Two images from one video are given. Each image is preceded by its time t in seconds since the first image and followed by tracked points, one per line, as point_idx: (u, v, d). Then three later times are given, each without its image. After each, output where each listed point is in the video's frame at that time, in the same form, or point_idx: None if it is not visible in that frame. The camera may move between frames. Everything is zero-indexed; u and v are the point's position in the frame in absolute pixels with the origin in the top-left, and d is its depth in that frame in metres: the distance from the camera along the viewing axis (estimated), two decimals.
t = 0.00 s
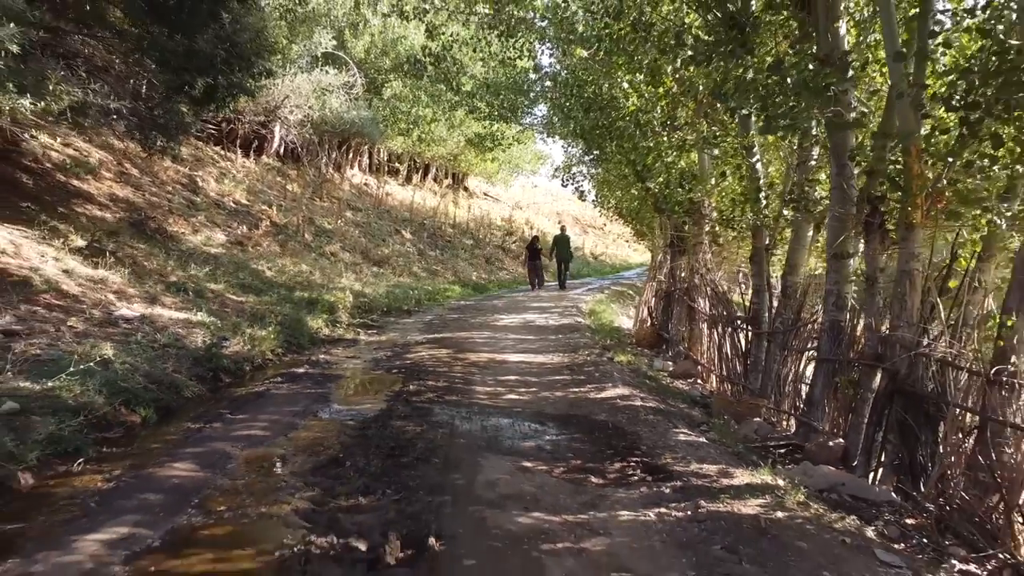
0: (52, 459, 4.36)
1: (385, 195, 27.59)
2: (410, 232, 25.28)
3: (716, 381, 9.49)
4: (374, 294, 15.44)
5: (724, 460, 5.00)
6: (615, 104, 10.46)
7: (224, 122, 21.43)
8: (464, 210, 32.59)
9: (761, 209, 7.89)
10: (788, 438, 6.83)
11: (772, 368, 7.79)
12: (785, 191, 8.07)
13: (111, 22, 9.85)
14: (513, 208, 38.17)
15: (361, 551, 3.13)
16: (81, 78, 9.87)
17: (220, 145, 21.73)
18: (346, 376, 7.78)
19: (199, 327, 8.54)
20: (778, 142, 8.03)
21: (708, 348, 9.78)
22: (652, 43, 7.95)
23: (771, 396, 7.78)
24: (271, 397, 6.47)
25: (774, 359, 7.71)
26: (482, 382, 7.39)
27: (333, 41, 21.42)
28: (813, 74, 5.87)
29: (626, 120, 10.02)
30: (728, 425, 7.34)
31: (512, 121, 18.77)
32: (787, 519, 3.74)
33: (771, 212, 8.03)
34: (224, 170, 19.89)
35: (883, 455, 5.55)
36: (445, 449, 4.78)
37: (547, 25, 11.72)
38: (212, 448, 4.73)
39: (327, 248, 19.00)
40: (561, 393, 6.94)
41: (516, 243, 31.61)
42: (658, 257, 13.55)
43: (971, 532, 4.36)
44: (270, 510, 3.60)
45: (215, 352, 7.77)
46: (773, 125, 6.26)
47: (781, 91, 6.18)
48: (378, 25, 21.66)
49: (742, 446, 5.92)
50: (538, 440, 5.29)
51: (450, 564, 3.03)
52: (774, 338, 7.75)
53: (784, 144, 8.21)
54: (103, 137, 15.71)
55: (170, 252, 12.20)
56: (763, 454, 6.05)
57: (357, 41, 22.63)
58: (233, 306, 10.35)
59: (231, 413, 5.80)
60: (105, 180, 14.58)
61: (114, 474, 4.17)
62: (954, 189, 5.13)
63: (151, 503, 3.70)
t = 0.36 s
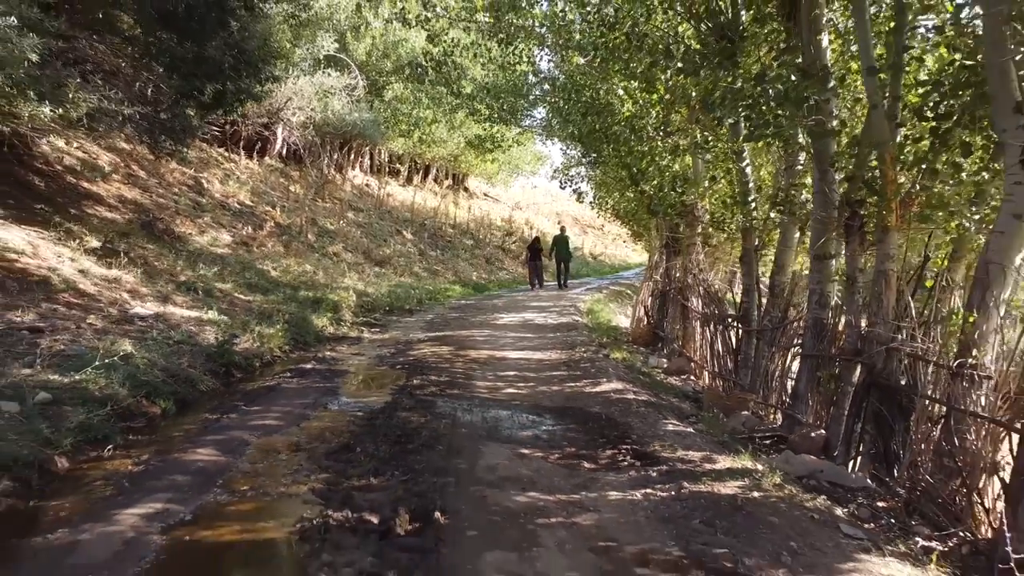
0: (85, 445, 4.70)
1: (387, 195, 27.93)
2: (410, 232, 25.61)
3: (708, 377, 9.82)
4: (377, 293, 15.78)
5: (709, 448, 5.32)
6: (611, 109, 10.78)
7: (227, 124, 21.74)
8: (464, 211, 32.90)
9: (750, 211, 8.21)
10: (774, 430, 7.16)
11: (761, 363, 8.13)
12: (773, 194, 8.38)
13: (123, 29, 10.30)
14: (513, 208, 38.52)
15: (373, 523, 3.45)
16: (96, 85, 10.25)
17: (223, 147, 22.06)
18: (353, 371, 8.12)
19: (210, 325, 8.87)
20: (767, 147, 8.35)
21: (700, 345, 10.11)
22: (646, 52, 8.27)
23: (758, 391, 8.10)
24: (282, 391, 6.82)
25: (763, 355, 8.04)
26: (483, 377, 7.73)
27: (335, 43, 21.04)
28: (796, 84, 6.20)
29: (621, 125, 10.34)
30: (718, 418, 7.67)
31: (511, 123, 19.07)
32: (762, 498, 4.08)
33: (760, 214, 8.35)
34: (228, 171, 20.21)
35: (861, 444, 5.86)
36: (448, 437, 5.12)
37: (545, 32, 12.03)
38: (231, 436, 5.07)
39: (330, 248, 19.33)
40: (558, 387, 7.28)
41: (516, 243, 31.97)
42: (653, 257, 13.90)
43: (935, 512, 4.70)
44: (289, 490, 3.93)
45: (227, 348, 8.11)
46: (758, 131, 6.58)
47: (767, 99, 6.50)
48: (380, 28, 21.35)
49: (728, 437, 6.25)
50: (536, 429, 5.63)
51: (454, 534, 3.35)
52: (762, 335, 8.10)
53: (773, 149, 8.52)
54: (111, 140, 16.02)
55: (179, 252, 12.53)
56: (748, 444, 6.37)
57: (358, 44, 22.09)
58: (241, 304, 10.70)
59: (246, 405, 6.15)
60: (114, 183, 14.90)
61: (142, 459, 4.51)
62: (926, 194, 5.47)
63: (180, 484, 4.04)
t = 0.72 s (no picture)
0: (108, 435, 4.99)
1: (388, 195, 28.20)
2: (411, 233, 25.87)
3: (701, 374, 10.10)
4: (379, 293, 16.06)
5: (698, 440, 5.60)
6: (608, 113, 11.07)
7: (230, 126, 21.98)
8: (465, 211, 33.16)
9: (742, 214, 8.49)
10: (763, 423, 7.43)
11: (752, 360, 8.40)
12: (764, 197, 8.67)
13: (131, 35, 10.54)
14: (514, 208, 38.80)
15: (382, 504, 3.72)
16: (109, 91, 10.57)
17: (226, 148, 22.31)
18: (357, 368, 8.40)
19: (219, 324, 9.15)
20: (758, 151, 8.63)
21: (694, 344, 10.39)
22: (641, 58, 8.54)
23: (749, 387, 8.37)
24: (291, 386, 7.10)
25: (754, 352, 8.32)
26: (484, 374, 8.01)
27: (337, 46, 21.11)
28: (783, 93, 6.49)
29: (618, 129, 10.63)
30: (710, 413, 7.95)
31: (511, 125, 19.30)
32: (745, 484, 4.36)
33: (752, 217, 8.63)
34: (231, 173, 20.48)
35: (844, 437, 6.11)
36: (450, 429, 5.40)
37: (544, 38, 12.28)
38: (245, 427, 5.35)
39: (332, 248, 19.60)
40: (556, 383, 7.57)
41: (515, 243, 32.25)
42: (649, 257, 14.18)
43: (910, 498, 4.96)
44: (303, 475, 4.21)
45: (236, 345, 8.39)
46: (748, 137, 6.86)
47: (754, 106, 6.79)
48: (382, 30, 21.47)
49: (719, 430, 6.53)
50: (534, 422, 5.91)
51: (457, 513, 3.62)
52: (754, 333, 8.37)
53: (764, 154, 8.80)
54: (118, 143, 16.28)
55: (186, 252, 12.81)
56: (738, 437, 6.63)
57: (360, 45, 22.17)
58: (248, 304, 10.98)
59: (257, 399, 6.43)
60: (122, 184, 15.15)
61: (163, 448, 4.79)
62: (905, 198, 5.76)
63: (201, 470, 4.32)
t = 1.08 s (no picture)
0: (130, 425, 5.27)
1: (389, 196, 28.49)
2: (412, 233, 26.15)
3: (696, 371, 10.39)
4: (381, 293, 16.35)
5: (689, 431, 5.92)
6: (606, 117, 11.42)
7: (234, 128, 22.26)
8: (466, 212, 33.44)
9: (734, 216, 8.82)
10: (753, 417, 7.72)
11: (743, 357, 8.70)
12: (755, 200, 8.97)
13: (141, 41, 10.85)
14: (514, 208, 39.11)
15: (390, 487, 4.00)
16: (121, 96, 10.89)
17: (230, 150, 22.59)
18: (362, 365, 8.70)
19: (228, 322, 9.44)
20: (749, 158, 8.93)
21: (688, 341, 10.68)
22: (636, 65, 8.85)
23: (740, 383, 8.65)
24: (299, 382, 7.39)
25: (746, 349, 8.61)
26: (485, 370, 8.30)
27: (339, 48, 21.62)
28: (771, 101, 6.78)
29: (615, 132, 10.96)
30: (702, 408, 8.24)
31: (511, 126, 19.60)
32: (730, 471, 4.65)
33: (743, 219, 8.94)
34: (235, 174, 20.78)
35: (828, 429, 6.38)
36: (453, 420, 5.69)
37: (544, 42, 12.60)
38: (258, 419, 5.64)
39: (335, 248, 19.90)
40: (554, 379, 7.86)
41: (515, 243, 32.55)
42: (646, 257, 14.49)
43: (887, 485, 5.23)
44: (315, 462, 4.50)
45: (245, 342, 8.68)
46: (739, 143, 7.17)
47: (744, 113, 7.07)
48: (383, 31, 21.89)
49: (709, 422, 6.83)
50: (533, 414, 6.20)
51: (460, 495, 3.90)
52: (745, 331, 8.67)
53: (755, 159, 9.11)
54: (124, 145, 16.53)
55: (193, 253, 13.10)
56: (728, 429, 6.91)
57: (362, 47, 22.53)
58: (255, 302, 11.29)
59: (268, 393, 6.73)
60: (129, 185, 15.43)
61: (182, 438, 5.08)
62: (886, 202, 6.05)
63: (219, 457, 4.60)
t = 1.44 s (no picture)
0: (153, 415, 5.62)
1: (390, 197, 28.82)
2: (413, 233, 26.48)
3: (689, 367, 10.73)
4: (383, 292, 16.69)
5: (679, 422, 6.28)
6: (602, 121, 11.75)
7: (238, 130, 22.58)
8: (466, 212, 33.74)
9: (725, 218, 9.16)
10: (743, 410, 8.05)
11: (734, 353, 9.04)
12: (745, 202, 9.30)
13: (150, 47, 11.18)
14: (514, 208, 39.42)
15: (399, 470, 4.35)
16: (132, 101, 11.22)
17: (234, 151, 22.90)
18: (368, 361, 9.04)
19: (238, 320, 9.79)
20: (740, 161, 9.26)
21: (682, 338, 11.03)
22: (630, 72, 9.19)
23: (731, 378, 8.99)
24: (308, 376, 7.73)
25: (737, 346, 8.95)
26: (486, 366, 8.65)
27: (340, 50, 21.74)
28: (757, 109, 7.12)
29: (612, 135, 11.29)
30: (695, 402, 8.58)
31: (511, 128, 19.90)
32: (714, 456, 5.00)
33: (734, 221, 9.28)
34: (239, 175, 21.11)
35: (812, 421, 6.68)
36: (456, 411, 6.04)
37: (542, 47, 12.94)
38: (273, 410, 5.99)
39: (337, 248, 20.23)
40: (552, 374, 8.21)
41: (515, 243, 32.89)
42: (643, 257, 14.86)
43: (863, 472, 5.56)
44: (329, 448, 4.85)
45: (255, 339, 9.03)
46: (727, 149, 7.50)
47: (732, 120, 7.41)
48: (384, 34, 22.17)
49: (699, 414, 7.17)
50: (532, 406, 6.55)
51: (464, 476, 4.25)
52: (736, 329, 9.02)
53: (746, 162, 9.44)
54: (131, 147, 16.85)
55: (201, 253, 13.44)
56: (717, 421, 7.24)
57: (363, 49, 22.88)
58: (262, 301, 11.64)
59: (279, 387, 7.08)
60: (137, 187, 15.76)
61: (203, 427, 5.43)
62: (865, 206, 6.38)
63: (240, 444, 4.95)
